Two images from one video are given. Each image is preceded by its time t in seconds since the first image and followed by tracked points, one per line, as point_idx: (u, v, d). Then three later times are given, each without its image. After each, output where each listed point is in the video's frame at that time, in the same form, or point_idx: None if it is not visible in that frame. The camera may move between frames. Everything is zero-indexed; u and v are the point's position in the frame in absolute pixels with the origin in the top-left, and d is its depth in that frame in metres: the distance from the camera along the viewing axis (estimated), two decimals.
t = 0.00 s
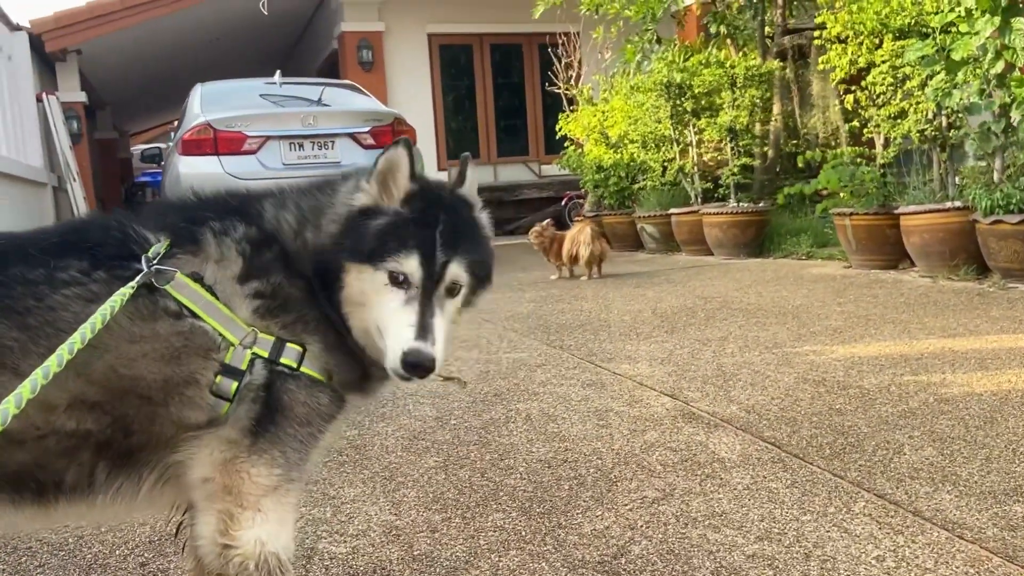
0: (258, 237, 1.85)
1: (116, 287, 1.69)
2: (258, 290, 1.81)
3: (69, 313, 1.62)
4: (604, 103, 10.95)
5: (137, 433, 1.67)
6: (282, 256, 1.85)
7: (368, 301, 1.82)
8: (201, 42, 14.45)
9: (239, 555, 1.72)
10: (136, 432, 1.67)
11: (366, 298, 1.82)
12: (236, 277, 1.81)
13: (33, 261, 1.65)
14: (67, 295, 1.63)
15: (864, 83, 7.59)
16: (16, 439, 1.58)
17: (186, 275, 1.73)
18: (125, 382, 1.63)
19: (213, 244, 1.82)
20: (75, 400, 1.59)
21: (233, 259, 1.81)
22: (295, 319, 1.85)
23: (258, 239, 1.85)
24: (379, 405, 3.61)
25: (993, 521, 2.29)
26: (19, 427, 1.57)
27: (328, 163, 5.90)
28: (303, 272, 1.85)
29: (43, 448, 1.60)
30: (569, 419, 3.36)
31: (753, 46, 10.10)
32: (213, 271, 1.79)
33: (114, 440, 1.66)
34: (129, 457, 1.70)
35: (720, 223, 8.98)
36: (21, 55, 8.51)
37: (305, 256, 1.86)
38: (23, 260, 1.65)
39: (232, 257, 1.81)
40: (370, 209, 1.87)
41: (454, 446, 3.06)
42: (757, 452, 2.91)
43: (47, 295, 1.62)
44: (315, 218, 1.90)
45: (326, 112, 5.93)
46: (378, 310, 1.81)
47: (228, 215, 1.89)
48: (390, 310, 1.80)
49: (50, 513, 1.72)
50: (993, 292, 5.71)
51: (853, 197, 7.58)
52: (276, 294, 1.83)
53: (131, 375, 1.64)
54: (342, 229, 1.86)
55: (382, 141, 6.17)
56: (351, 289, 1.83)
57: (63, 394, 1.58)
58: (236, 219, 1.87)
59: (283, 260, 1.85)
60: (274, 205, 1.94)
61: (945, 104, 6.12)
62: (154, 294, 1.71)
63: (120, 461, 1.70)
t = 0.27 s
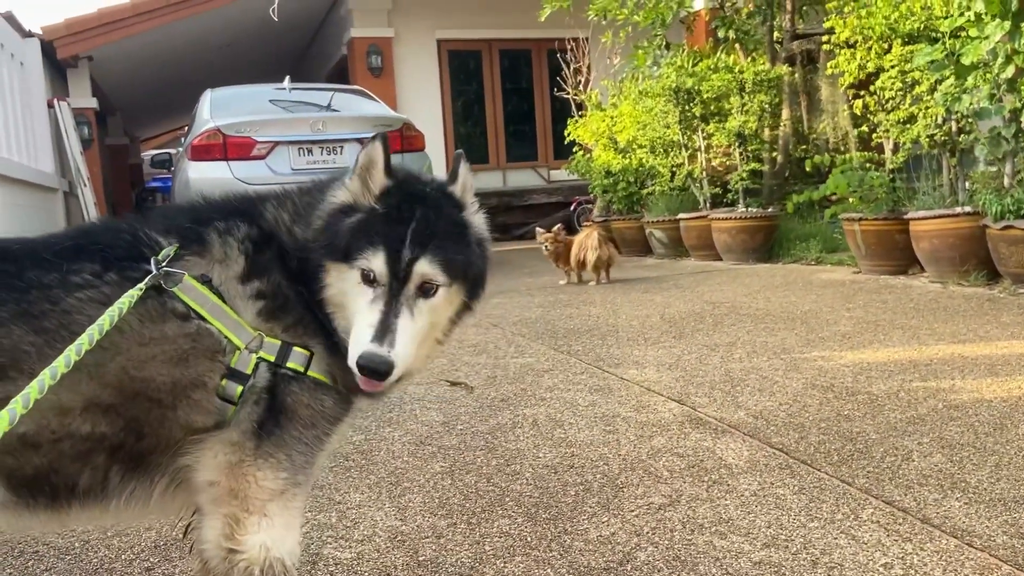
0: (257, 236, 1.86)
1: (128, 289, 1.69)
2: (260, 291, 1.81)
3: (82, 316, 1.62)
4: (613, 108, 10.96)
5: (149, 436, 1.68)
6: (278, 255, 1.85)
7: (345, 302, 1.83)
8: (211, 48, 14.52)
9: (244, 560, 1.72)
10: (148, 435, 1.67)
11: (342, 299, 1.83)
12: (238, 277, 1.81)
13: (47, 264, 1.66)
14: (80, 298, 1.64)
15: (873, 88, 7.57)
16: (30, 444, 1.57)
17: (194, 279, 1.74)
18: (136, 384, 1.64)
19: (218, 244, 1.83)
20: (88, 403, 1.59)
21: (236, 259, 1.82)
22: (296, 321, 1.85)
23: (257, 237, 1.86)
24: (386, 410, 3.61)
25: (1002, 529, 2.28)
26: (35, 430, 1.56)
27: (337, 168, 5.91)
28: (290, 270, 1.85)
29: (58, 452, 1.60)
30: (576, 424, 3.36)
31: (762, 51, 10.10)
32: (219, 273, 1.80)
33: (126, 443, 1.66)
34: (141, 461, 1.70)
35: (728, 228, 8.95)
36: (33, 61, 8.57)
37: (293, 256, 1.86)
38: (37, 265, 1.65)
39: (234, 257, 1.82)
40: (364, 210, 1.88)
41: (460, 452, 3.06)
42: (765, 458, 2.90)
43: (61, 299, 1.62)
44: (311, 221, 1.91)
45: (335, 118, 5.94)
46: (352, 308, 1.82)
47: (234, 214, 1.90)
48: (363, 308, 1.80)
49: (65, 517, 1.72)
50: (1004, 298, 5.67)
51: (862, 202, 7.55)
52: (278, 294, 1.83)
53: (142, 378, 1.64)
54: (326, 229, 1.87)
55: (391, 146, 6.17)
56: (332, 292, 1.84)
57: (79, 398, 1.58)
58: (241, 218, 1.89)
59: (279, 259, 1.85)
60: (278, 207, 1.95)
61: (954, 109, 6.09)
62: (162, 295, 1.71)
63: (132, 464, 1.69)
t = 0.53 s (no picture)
0: (281, 248, 1.87)
1: (135, 294, 1.70)
2: (270, 300, 1.81)
3: (89, 320, 1.63)
4: (618, 113, 10.96)
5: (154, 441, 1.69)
6: (304, 268, 1.87)
7: (468, 350, 1.94)
8: (217, 53, 14.58)
9: (247, 569, 1.75)
10: (151, 439, 1.68)
11: (463, 347, 1.93)
12: (248, 286, 1.81)
13: (54, 269, 1.67)
14: (87, 303, 1.65)
15: (880, 93, 7.56)
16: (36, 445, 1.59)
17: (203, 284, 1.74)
18: (141, 390, 1.64)
19: (229, 252, 1.83)
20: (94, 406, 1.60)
21: (247, 269, 1.82)
22: (305, 330, 1.83)
23: (281, 250, 1.87)
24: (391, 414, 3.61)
25: (1009, 536, 2.27)
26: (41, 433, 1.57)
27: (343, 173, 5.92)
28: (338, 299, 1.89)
29: (62, 455, 1.61)
30: (582, 429, 3.36)
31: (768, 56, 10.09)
32: (228, 280, 1.80)
33: (130, 448, 1.67)
34: (144, 465, 1.71)
35: (734, 233, 8.95)
36: (42, 65, 8.62)
37: (349, 289, 1.90)
38: (45, 269, 1.66)
39: (247, 266, 1.82)
40: (454, 262, 1.88)
41: (465, 456, 3.06)
42: (770, 464, 2.89)
43: (67, 303, 1.63)
44: (355, 248, 1.92)
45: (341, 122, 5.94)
46: (480, 357, 1.94)
47: (251, 225, 1.91)
48: (491, 356, 1.94)
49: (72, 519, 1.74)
50: (1011, 304, 5.65)
51: (869, 207, 7.54)
52: (288, 304, 1.83)
53: (147, 384, 1.65)
54: (400, 274, 1.89)
55: (397, 150, 6.17)
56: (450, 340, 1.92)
57: (84, 401, 1.59)
58: (257, 230, 1.90)
59: (304, 271, 1.87)
60: (301, 222, 1.96)
61: (961, 114, 6.08)
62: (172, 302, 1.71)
63: (136, 469, 1.70)
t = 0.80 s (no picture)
0: (298, 250, 1.88)
1: (147, 297, 1.70)
2: (289, 299, 1.82)
3: (100, 323, 1.63)
4: (622, 119, 10.98)
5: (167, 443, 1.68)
6: (323, 268, 1.89)
7: (497, 314, 2.09)
8: (223, 57, 14.62)
9: (258, 567, 1.75)
10: (166, 442, 1.68)
11: (493, 312, 2.09)
12: (265, 287, 1.82)
13: (65, 272, 1.67)
14: (98, 305, 1.65)
15: (883, 100, 7.57)
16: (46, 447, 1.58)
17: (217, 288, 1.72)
18: (154, 391, 1.64)
19: (242, 255, 1.83)
20: (105, 409, 1.60)
21: (263, 270, 1.83)
22: (324, 328, 1.85)
23: (298, 252, 1.88)
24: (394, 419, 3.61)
25: (1015, 542, 2.27)
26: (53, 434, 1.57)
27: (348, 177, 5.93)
28: (363, 294, 1.92)
29: (73, 458, 1.61)
30: (586, 434, 3.35)
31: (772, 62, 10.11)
32: (242, 282, 1.80)
33: (143, 450, 1.67)
34: (157, 467, 1.71)
35: (737, 238, 8.95)
36: (47, 69, 8.64)
37: (376, 282, 1.94)
38: (56, 271, 1.66)
39: (262, 268, 1.83)
40: (481, 235, 2.00)
41: (470, 461, 3.06)
42: (775, 470, 2.89)
43: (78, 306, 1.63)
44: (374, 241, 1.95)
45: (346, 126, 5.95)
46: (509, 319, 2.11)
47: (262, 229, 1.91)
48: (517, 315, 2.12)
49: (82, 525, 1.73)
50: (1015, 311, 5.64)
51: (872, 214, 7.54)
52: (308, 301, 1.84)
53: (161, 385, 1.64)
54: (430, 258, 1.97)
55: (401, 155, 6.18)
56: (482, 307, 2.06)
57: (96, 403, 1.59)
58: (269, 233, 1.90)
59: (325, 270, 1.89)
60: (312, 224, 1.97)
61: (965, 120, 6.09)
62: (185, 305, 1.70)
63: (150, 471, 1.70)
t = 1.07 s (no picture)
0: (302, 249, 1.88)
1: (155, 299, 1.70)
2: (296, 299, 1.82)
3: (106, 325, 1.63)
4: (625, 122, 10.98)
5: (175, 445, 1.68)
6: (329, 267, 1.89)
7: (494, 293, 2.10)
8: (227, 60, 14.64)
9: (267, 565, 1.75)
10: (173, 444, 1.68)
11: (491, 291, 2.09)
12: (273, 288, 1.82)
13: (71, 273, 1.67)
14: (104, 307, 1.65)
15: (887, 104, 7.57)
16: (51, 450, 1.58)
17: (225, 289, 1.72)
18: (162, 393, 1.64)
19: (249, 257, 1.83)
20: (111, 410, 1.60)
21: (271, 271, 1.83)
22: (331, 328, 1.85)
23: (302, 251, 1.88)
24: (397, 421, 3.61)
25: (1020, 547, 2.26)
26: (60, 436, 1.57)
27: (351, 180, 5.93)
28: (368, 287, 1.93)
29: (79, 460, 1.61)
30: (588, 437, 3.35)
31: (775, 66, 10.11)
32: (249, 283, 1.80)
33: (150, 452, 1.67)
34: (164, 469, 1.70)
35: (740, 242, 8.94)
36: (51, 71, 8.65)
37: (381, 271, 1.95)
38: (61, 273, 1.66)
39: (269, 270, 1.83)
40: (480, 216, 2.03)
41: (473, 463, 3.06)
42: (778, 474, 2.88)
43: (84, 308, 1.63)
44: (376, 232, 1.97)
45: (349, 129, 5.95)
46: (506, 297, 2.11)
47: (266, 230, 1.91)
48: (514, 293, 2.12)
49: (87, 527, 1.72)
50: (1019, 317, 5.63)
51: (875, 218, 7.54)
52: (315, 301, 1.85)
53: (169, 387, 1.64)
54: (432, 242, 1.99)
55: (404, 157, 6.19)
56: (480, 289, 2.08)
57: (103, 404, 1.59)
58: (274, 234, 1.90)
59: (330, 268, 1.90)
60: (313, 224, 1.97)
61: (969, 125, 6.08)
62: (193, 305, 1.70)
63: (157, 472, 1.70)
